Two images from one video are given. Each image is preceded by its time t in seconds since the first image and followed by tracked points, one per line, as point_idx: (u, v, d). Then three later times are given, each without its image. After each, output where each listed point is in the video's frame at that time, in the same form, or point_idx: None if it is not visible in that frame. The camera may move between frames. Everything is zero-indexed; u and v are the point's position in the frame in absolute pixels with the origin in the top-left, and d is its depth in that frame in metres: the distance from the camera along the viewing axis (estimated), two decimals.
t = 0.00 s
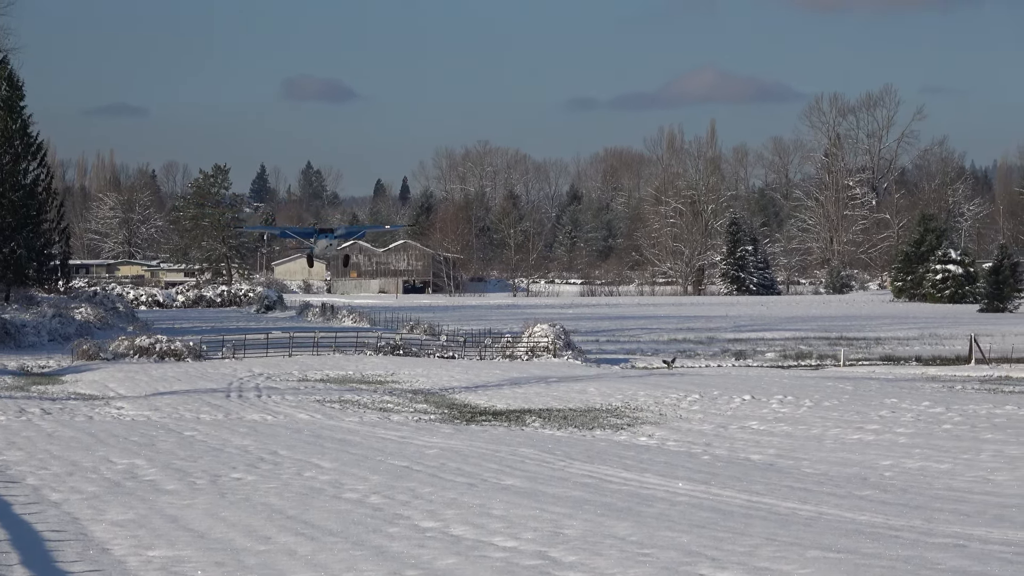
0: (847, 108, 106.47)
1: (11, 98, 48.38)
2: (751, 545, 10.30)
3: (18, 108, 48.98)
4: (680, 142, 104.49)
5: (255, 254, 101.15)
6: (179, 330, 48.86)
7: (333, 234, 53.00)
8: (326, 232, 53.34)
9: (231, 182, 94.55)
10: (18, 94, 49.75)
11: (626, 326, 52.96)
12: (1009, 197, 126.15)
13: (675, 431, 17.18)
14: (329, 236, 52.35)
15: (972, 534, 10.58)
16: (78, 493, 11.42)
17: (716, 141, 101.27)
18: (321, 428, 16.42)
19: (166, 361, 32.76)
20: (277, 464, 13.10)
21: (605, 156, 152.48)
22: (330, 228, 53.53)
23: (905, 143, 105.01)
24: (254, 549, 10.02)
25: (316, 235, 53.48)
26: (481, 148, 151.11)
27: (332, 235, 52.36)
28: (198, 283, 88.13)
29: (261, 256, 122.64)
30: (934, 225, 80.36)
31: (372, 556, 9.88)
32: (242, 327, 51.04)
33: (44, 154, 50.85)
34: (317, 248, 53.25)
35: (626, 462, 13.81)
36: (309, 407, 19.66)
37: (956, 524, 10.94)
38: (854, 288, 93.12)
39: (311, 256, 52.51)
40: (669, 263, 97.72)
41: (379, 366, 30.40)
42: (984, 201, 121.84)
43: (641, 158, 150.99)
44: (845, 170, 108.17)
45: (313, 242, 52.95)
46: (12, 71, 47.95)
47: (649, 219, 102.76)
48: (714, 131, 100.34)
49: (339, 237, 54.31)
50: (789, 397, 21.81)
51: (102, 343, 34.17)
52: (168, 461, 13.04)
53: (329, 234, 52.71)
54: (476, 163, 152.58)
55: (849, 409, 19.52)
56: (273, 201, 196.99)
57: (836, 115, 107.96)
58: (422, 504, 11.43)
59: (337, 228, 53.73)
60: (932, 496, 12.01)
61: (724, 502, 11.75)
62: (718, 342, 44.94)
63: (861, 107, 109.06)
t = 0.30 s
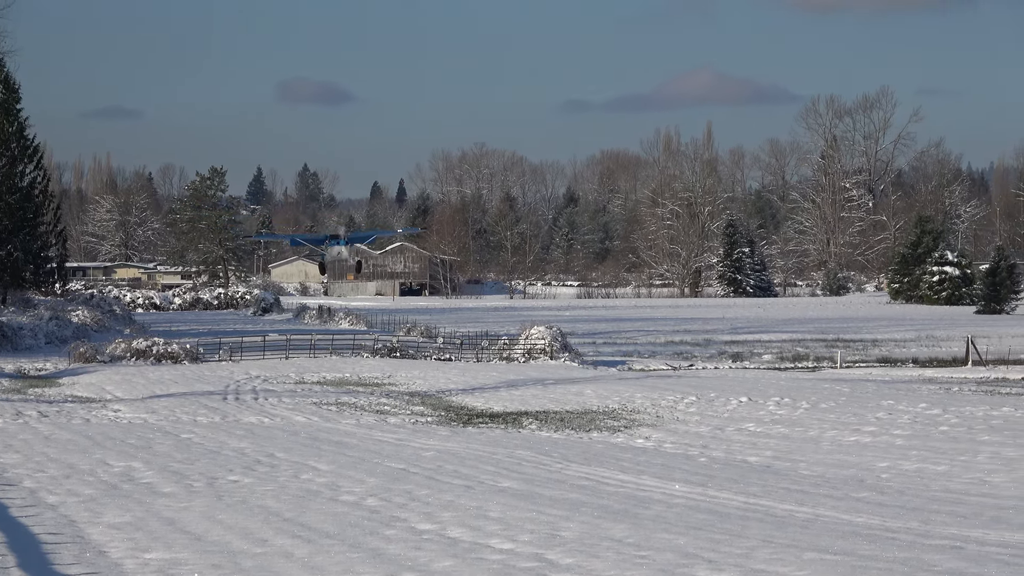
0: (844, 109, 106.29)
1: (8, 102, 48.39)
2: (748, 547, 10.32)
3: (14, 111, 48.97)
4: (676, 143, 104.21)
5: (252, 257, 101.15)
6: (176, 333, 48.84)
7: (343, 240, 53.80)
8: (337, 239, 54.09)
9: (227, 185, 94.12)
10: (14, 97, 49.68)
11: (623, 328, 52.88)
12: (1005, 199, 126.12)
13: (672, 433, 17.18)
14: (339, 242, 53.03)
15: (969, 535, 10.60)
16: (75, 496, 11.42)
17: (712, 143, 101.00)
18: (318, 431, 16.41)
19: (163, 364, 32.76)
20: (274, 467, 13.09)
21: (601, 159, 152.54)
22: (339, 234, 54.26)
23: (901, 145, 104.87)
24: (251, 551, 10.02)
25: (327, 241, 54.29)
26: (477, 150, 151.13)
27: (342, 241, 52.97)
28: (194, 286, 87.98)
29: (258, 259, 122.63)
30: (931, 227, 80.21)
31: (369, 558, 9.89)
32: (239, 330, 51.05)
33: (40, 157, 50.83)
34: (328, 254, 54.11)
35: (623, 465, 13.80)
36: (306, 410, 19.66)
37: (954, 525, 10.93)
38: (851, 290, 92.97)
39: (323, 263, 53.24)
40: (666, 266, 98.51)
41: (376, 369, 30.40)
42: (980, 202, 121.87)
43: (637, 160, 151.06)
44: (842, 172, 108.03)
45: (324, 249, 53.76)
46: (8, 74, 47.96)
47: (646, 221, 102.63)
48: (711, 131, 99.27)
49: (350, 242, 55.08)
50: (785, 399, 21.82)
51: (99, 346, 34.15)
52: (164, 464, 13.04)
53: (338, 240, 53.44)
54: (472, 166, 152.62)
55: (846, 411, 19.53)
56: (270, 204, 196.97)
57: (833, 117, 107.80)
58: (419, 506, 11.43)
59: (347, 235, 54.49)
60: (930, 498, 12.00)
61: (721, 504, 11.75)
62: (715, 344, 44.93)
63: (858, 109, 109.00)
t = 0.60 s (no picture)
0: (840, 109, 106.38)
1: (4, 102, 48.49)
2: (744, 547, 10.34)
3: (11, 112, 49.10)
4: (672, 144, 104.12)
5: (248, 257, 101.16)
6: (171, 334, 48.79)
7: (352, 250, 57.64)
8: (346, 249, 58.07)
9: (223, 185, 93.92)
10: (9, 97, 49.64)
11: (619, 328, 52.96)
12: (1001, 199, 126.20)
13: (667, 434, 17.19)
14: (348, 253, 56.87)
15: (964, 535, 10.60)
16: (70, 496, 11.42)
17: (707, 143, 100.97)
18: (313, 431, 16.42)
19: (158, 365, 32.78)
20: (270, 468, 13.09)
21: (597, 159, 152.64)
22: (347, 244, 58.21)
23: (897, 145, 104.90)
24: (247, 551, 10.04)
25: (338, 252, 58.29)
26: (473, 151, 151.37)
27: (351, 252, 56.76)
28: (190, 286, 87.97)
29: (254, 259, 122.83)
30: (926, 227, 80.17)
31: (365, 559, 9.91)
32: (234, 331, 51.08)
33: (36, 158, 50.95)
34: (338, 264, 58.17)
35: (619, 465, 13.80)
36: (301, 410, 19.65)
37: (950, 525, 10.94)
38: (847, 290, 92.97)
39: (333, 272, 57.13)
40: (662, 266, 98.13)
41: (371, 369, 30.39)
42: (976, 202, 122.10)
43: (632, 160, 151.26)
44: (838, 172, 108.01)
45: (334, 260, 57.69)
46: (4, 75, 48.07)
47: (642, 222, 102.58)
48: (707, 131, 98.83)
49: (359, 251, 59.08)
50: (781, 399, 21.83)
51: (94, 346, 34.14)
52: (160, 464, 13.04)
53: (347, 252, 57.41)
54: (468, 166, 153.05)
55: (842, 412, 19.52)
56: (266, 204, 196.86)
57: (828, 117, 107.83)
58: (415, 506, 11.44)
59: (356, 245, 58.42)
60: (925, 498, 12.01)
61: (716, 504, 11.77)
62: (711, 344, 44.97)
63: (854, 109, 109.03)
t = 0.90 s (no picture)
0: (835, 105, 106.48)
1: None
2: (738, 543, 10.37)
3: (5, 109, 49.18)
4: (667, 140, 104.17)
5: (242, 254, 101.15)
6: (167, 330, 48.75)
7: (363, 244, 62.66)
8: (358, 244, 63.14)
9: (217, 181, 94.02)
10: (3, 94, 49.60)
11: (613, 324, 53.02)
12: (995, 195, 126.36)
13: (663, 429, 17.17)
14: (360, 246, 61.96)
15: (959, 530, 10.61)
16: (65, 493, 11.43)
17: (702, 139, 101.02)
18: (308, 427, 16.41)
19: (153, 361, 32.74)
20: (264, 464, 13.09)
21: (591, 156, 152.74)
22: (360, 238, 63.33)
23: (891, 141, 105.04)
24: (241, 548, 10.06)
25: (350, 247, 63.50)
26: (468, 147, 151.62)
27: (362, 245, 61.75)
28: (184, 283, 88.00)
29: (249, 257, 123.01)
30: (921, 223, 80.20)
31: (360, 555, 9.94)
32: (229, 327, 51.04)
33: (30, 155, 51.00)
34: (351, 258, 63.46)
35: (614, 460, 13.80)
36: (296, 407, 19.64)
37: (944, 521, 10.95)
38: (841, 286, 93.05)
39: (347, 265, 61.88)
40: (656, 261, 97.00)
41: (366, 365, 30.37)
42: (970, 199, 122.37)
43: (627, 157, 151.38)
44: (832, 168, 108.06)
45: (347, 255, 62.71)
46: None
47: (637, 218, 102.75)
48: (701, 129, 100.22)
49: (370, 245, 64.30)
50: (776, 395, 21.82)
51: (89, 343, 34.10)
52: (155, 461, 13.04)
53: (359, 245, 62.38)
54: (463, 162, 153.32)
55: (836, 407, 19.52)
56: (262, 200, 196.88)
57: (823, 113, 107.95)
58: (410, 503, 11.44)
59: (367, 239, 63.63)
60: (920, 493, 12.03)
61: (711, 500, 11.77)
62: (706, 340, 44.99)
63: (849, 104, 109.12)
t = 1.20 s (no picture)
0: (830, 100, 106.46)
1: None
2: (733, 538, 10.40)
3: None
4: (662, 135, 104.08)
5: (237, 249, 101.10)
6: (161, 326, 48.75)
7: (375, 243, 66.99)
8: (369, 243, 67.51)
9: (212, 177, 93.95)
10: None
11: (607, 319, 53.01)
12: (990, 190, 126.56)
13: (657, 424, 17.18)
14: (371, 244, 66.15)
15: (953, 525, 10.63)
16: (59, 488, 11.43)
17: (697, 134, 101.02)
18: (302, 423, 16.42)
19: (148, 357, 32.75)
20: (259, 459, 13.08)
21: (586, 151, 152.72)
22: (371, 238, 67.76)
23: (886, 136, 105.15)
24: (235, 544, 10.08)
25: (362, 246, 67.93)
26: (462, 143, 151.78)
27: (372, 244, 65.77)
28: (179, 278, 87.95)
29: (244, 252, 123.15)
30: (916, 218, 80.30)
31: (355, 550, 9.99)
32: (223, 322, 51.01)
33: (24, 151, 51.07)
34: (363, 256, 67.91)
35: (609, 456, 13.79)
36: (291, 402, 19.64)
37: (939, 515, 10.96)
38: (836, 282, 92.97)
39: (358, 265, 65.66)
40: (651, 257, 97.92)
41: (361, 361, 30.37)
42: (965, 195, 122.68)
43: (622, 153, 151.38)
44: (827, 163, 108.14)
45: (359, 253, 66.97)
46: None
47: (631, 213, 102.87)
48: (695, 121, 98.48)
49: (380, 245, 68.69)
50: (770, 390, 21.84)
51: (84, 339, 34.11)
52: (150, 456, 13.03)
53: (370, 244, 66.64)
54: (457, 158, 153.57)
55: (831, 402, 19.55)
56: (256, 196, 196.78)
57: (818, 108, 107.95)
58: (405, 498, 11.44)
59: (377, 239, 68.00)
60: (913, 488, 12.02)
61: (706, 495, 11.77)
62: (700, 335, 45.01)
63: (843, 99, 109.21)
